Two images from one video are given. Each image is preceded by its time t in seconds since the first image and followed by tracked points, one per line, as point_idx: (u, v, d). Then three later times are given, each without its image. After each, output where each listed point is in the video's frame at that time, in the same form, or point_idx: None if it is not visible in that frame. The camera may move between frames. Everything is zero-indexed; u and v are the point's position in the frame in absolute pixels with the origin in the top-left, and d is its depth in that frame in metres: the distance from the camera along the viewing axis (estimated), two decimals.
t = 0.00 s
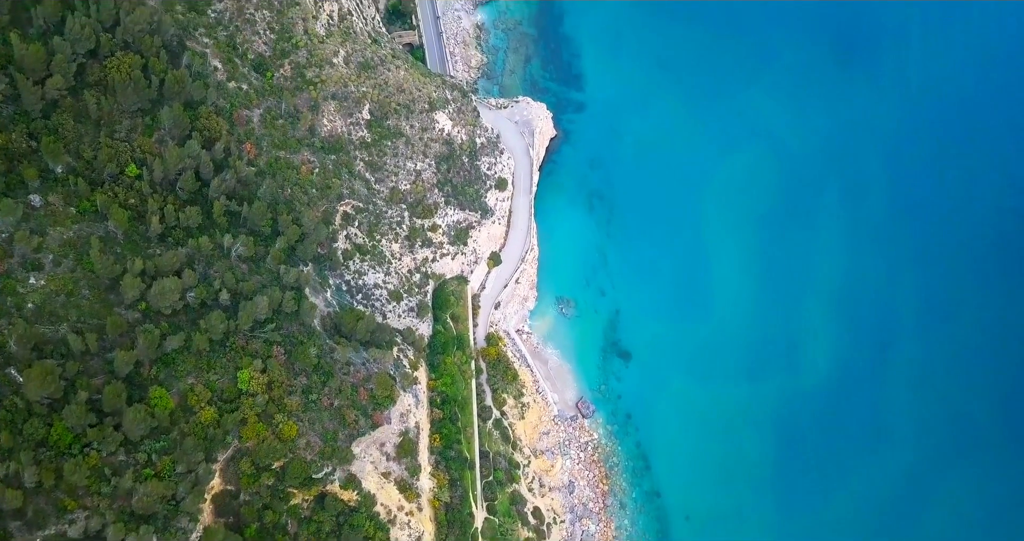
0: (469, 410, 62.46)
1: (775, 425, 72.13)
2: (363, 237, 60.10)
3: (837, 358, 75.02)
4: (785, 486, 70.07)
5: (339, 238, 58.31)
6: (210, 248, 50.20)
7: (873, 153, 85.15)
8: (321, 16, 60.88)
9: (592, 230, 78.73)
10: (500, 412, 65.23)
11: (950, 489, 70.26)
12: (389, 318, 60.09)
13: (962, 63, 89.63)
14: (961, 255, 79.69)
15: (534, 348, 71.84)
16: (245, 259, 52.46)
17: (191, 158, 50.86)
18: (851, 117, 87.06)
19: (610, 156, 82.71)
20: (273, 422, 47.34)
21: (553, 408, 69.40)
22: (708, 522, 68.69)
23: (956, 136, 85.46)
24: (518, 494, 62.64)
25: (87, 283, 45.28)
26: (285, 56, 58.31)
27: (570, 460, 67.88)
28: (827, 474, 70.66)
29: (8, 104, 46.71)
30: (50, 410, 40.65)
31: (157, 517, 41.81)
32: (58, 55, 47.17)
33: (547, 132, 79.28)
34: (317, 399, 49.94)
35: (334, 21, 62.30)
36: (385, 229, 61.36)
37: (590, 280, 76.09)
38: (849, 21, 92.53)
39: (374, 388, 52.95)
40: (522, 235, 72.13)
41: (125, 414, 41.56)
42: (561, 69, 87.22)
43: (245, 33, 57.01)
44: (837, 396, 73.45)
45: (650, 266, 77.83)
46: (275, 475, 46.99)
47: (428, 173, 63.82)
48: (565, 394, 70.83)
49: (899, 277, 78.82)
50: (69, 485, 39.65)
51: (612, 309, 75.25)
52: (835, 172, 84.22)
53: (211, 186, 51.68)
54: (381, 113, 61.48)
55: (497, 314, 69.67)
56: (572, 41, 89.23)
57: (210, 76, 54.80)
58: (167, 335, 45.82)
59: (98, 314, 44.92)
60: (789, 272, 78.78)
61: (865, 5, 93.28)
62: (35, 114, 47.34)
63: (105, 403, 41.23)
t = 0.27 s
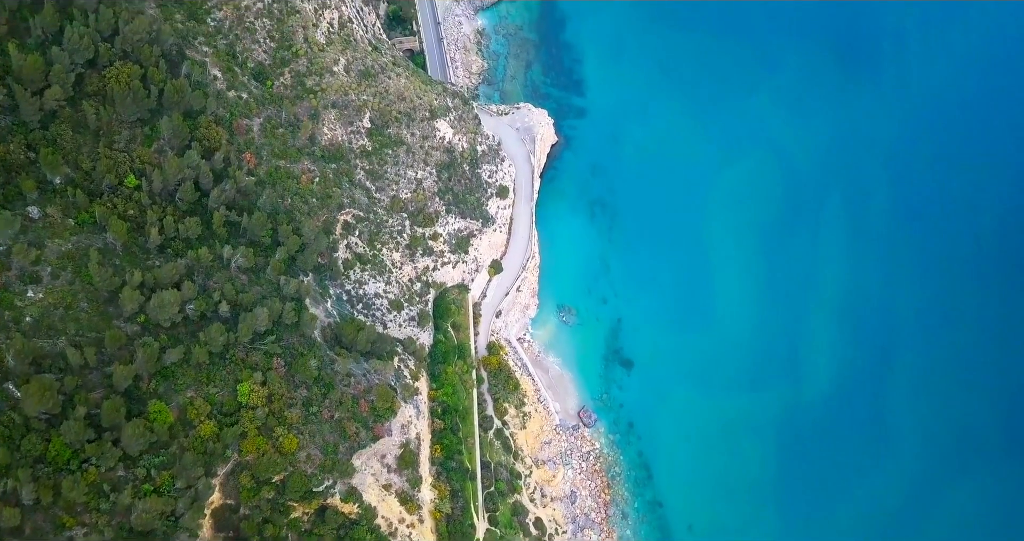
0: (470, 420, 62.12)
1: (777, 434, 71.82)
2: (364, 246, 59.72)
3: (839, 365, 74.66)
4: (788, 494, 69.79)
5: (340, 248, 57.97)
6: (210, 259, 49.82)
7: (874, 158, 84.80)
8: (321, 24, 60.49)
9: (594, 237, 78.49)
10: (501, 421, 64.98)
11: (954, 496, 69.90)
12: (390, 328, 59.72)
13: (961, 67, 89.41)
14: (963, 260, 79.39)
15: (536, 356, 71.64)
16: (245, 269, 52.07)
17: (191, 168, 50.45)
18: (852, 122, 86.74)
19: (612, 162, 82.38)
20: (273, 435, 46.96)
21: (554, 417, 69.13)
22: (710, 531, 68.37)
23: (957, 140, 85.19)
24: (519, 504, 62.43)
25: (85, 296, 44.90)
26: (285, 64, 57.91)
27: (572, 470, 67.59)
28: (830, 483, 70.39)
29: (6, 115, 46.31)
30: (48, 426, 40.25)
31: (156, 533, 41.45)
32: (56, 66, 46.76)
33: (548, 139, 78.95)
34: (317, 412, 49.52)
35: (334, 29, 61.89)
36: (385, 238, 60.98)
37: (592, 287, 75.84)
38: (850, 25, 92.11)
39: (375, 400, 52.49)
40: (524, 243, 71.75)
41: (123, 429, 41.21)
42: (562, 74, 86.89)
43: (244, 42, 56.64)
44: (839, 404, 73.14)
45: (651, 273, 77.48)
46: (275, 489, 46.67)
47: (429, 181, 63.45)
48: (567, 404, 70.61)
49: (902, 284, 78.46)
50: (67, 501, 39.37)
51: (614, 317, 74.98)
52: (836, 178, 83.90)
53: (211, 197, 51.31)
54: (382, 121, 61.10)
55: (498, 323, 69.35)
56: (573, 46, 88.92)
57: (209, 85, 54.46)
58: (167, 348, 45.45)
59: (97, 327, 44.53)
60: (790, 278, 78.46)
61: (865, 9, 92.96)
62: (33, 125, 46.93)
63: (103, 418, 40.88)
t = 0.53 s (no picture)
0: (472, 431, 61.65)
1: (780, 442, 71.51)
2: (364, 257, 59.26)
3: (842, 372, 74.36)
4: (792, 503, 69.39)
5: (340, 259, 57.56)
6: (210, 272, 49.38)
7: (875, 164, 84.60)
8: (321, 34, 60.13)
9: (595, 246, 78.18)
10: (503, 433, 64.68)
11: (960, 504, 69.39)
12: (391, 339, 59.24)
13: (959, 73, 89.67)
14: (966, 266, 79.15)
15: (537, 366, 71.41)
16: (245, 283, 51.61)
17: (190, 181, 49.98)
18: (853, 128, 86.49)
19: (613, 170, 82.02)
20: (273, 450, 46.48)
21: (556, 428, 68.87)
22: None
23: (957, 145, 85.24)
24: (521, 516, 62.08)
25: (83, 311, 44.45)
26: (285, 74, 57.49)
27: (574, 482, 67.25)
28: (834, 492, 69.94)
29: (4, 128, 45.79)
30: (46, 444, 39.87)
31: None
32: (54, 78, 46.15)
33: (550, 147, 78.63)
34: (318, 426, 48.97)
35: (334, 38, 61.55)
36: (386, 249, 60.52)
37: (593, 297, 75.61)
38: (849, 31, 92.19)
39: (375, 414, 52.07)
40: (525, 252, 71.35)
41: (122, 447, 40.77)
42: (564, 81, 86.51)
43: (244, 52, 56.32)
44: (842, 412, 72.81)
45: (653, 281, 77.18)
46: (275, 505, 46.16)
47: (430, 191, 63.01)
48: (568, 414, 70.39)
49: (904, 290, 78.19)
50: (65, 521, 38.93)
51: (615, 326, 74.75)
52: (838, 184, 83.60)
53: (210, 209, 50.89)
54: (383, 131, 60.68)
55: (500, 333, 68.96)
56: (575, 53, 88.58)
57: (208, 96, 54.05)
58: (166, 364, 45.00)
59: (96, 343, 44.11)
60: (792, 285, 78.18)
61: (863, 16, 93.17)
62: (31, 137, 46.36)
63: (102, 436, 40.55)
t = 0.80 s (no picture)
0: (473, 442, 61.27)
1: (784, 448, 71.24)
2: (365, 266, 58.79)
3: (845, 377, 74.06)
4: (796, 509, 69.06)
5: (341, 269, 57.23)
6: (209, 284, 49.01)
7: (877, 167, 84.26)
8: (322, 42, 59.63)
9: (597, 253, 77.83)
10: (504, 443, 64.51)
11: (967, 509, 68.95)
12: (392, 349, 58.82)
13: (959, 75, 89.71)
14: (969, 269, 78.89)
15: (539, 375, 71.11)
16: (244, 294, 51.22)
17: (190, 192, 49.67)
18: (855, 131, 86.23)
19: (615, 176, 81.64)
20: (274, 463, 46.21)
21: (558, 438, 68.59)
22: None
23: (959, 148, 85.12)
24: (523, 527, 61.85)
25: (82, 324, 44.05)
26: (285, 83, 57.07)
27: (576, 492, 67.04)
28: (837, 497, 69.62)
29: (2, 139, 45.41)
30: (45, 460, 39.53)
31: None
32: (52, 89, 45.83)
33: (551, 153, 78.29)
34: (318, 439, 48.65)
35: (335, 46, 61.08)
36: (387, 258, 60.17)
37: (595, 304, 75.34)
38: (849, 35, 92.08)
39: (377, 426, 51.55)
40: (526, 260, 70.94)
41: (121, 463, 40.39)
42: (565, 87, 86.16)
43: (244, 61, 55.93)
44: (845, 417, 72.51)
45: (655, 286, 76.95)
46: (275, 519, 45.70)
47: (431, 200, 62.64)
48: (570, 423, 70.13)
49: (907, 293, 77.89)
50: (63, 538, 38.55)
51: (617, 334, 74.48)
52: (841, 187, 83.31)
53: (210, 220, 50.52)
54: (384, 140, 60.27)
55: (501, 342, 68.55)
56: (576, 59, 88.25)
57: (208, 106, 53.77)
58: (165, 377, 44.62)
59: (95, 357, 43.74)
60: (795, 289, 77.91)
61: (863, 19, 93.13)
62: (29, 149, 46.02)
63: (100, 452, 40.22)
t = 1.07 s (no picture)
0: (475, 454, 60.88)
1: (788, 454, 70.94)
2: (366, 278, 58.46)
3: (849, 382, 73.76)
4: (801, 518, 68.72)
5: (342, 281, 56.86)
6: (209, 298, 48.60)
7: (879, 173, 83.90)
8: (322, 51, 59.13)
9: (599, 261, 77.49)
10: (506, 455, 64.10)
11: (974, 513, 68.52)
12: (392, 361, 58.43)
13: (961, 77, 89.52)
14: (973, 271, 78.58)
15: (541, 385, 70.89)
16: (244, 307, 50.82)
17: (189, 205, 49.29)
18: (857, 134, 85.97)
19: (617, 185, 81.28)
20: (274, 479, 45.84)
21: (560, 449, 68.38)
22: None
23: (961, 150, 84.90)
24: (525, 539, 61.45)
25: (80, 340, 43.62)
26: (285, 93, 56.63)
27: (578, 503, 66.75)
28: (841, 506, 69.21)
29: None
30: (42, 479, 39.10)
31: None
32: (50, 101, 45.42)
33: (552, 161, 77.96)
34: (319, 454, 48.20)
35: (335, 55, 60.56)
36: (388, 269, 59.72)
37: (597, 313, 75.09)
38: (850, 39, 91.72)
39: (378, 440, 51.02)
40: (528, 269, 70.54)
41: (119, 481, 39.97)
42: (566, 94, 85.75)
43: (244, 71, 55.50)
44: (850, 422, 72.21)
45: (657, 292, 76.70)
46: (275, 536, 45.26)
47: (432, 210, 62.23)
48: (572, 434, 69.99)
49: (911, 297, 77.57)
50: None
51: (620, 343, 74.20)
52: (844, 191, 83.03)
53: (209, 233, 50.07)
54: (384, 150, 59.88)
55: (502, 352, 68.14)
56: (577, 65, 87.86)
57: (208, 117, 53.42)
58: (164, 393, 44.19)
59: (93, 372, 43.31)
60: (798, 294, 77.67)
61: (864, 22, 92.92)
62: (27, 162, 45.60)
63: (99, 470, 39.76)
